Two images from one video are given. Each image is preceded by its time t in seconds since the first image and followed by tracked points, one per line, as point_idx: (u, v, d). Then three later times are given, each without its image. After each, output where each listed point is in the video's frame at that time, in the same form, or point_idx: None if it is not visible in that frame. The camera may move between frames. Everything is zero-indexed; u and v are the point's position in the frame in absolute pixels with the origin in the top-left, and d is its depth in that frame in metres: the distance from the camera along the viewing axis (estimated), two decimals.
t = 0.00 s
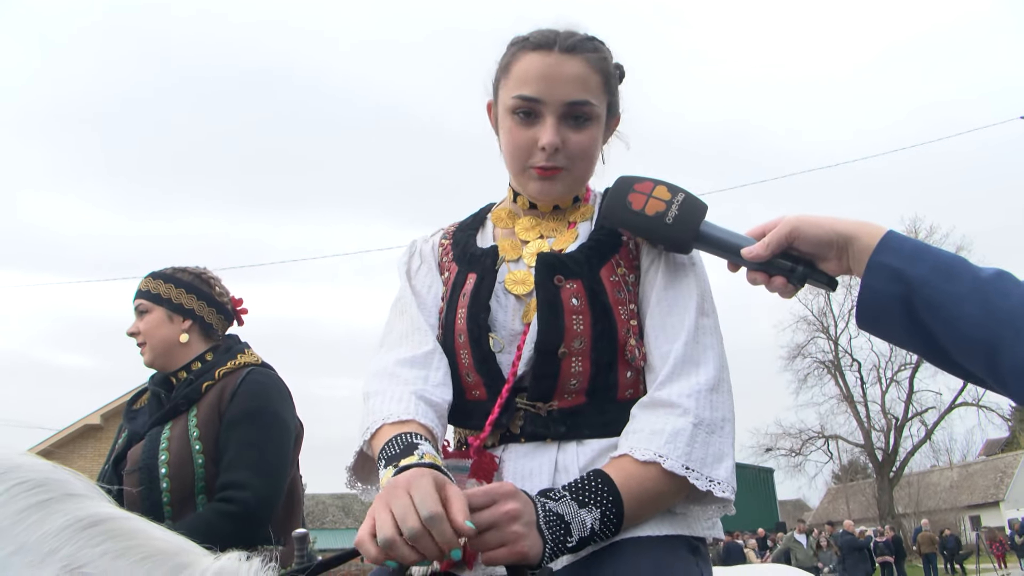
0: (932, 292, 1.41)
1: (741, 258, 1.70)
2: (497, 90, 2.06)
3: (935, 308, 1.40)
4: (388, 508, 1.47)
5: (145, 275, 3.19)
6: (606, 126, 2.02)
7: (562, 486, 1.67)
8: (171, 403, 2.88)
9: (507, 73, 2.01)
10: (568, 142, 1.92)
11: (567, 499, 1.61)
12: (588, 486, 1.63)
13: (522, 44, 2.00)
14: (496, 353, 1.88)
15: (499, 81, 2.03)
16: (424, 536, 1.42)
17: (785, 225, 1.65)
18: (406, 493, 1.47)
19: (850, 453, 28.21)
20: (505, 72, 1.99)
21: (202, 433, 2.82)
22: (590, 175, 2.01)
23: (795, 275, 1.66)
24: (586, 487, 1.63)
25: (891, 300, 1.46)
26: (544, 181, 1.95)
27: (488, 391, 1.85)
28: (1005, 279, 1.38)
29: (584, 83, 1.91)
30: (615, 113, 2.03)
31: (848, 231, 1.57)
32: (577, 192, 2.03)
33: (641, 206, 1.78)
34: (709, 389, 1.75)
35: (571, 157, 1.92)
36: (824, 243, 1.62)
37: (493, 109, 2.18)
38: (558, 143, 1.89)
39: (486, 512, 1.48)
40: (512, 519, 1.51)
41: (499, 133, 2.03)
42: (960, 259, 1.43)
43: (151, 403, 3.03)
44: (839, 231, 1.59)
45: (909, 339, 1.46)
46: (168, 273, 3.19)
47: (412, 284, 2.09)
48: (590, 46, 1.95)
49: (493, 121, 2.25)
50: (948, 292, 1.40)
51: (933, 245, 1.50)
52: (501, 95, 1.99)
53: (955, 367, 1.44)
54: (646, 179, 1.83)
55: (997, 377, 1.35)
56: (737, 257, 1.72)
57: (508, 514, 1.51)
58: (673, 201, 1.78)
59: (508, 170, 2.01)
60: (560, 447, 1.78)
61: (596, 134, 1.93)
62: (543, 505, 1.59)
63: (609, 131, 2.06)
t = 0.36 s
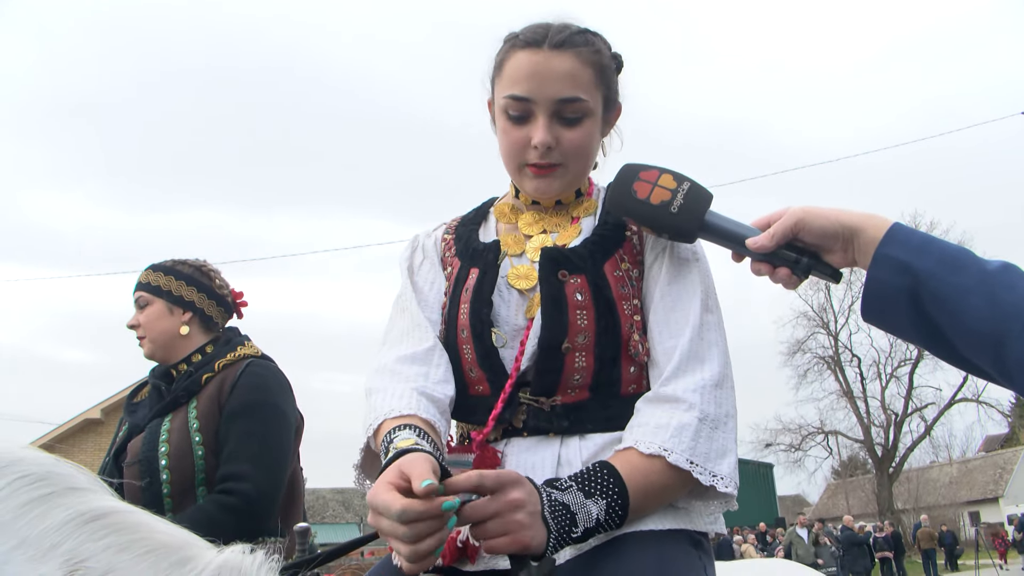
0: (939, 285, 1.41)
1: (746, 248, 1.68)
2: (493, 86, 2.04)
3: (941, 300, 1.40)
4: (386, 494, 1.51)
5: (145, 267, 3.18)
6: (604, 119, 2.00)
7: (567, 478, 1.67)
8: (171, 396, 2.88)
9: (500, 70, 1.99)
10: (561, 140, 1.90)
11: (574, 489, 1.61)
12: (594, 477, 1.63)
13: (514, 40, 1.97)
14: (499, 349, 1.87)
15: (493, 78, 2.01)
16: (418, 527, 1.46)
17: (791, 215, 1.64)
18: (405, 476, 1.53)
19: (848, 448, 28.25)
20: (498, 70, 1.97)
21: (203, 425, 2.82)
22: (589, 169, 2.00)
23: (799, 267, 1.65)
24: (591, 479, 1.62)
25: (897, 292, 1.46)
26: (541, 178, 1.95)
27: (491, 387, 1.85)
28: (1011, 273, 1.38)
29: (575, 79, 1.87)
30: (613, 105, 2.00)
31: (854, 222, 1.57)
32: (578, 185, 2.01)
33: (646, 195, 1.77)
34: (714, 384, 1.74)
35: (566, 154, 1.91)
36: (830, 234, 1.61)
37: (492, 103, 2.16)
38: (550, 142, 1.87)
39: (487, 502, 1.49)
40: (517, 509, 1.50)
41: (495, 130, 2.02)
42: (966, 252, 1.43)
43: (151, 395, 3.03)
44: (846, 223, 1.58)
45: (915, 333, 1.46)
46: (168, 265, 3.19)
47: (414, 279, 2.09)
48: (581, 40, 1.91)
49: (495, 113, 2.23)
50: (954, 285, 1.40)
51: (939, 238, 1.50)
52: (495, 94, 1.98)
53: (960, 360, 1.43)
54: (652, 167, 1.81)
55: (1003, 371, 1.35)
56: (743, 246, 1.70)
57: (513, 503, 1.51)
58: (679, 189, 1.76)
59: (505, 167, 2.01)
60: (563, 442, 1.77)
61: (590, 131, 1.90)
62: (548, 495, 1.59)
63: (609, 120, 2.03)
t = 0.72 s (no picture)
0: (940, 283, 1.41)
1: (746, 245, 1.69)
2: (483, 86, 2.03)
3: (942, 298, 1.40)
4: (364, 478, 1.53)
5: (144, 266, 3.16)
6: (597, 116, 1.99)
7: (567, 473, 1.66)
8: (170, 397, 2.87)
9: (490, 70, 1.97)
10: (552, 141, 1.89)
11: (572, 485, 1.60)
12: (593, 472, 1.62)
13: (502, 40, 1.96)
14: (495, 348, 1.86)
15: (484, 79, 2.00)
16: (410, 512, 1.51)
17: (791, 213, 1.64)
18: (383, 464, 1.54)
19: (845, 446, 28.30)
20: (487, 71, 1.96)
21: (202, 426, 2.82)
22: (583, 167, 1.99)
23: (799, 264, 1.65)
24: (591, 474, 1.61)
25: (898, 290, 1.46)
26: (535, 179, 1.95)
27: (489, 386, 1.85)
28: (1013, 270, 1.38)
29: (565, 78, 1.86)
30: (605, 101, 1.99)
31: (854, 220, 1.57)
32: (573, 183, 2.01)
33: (645, 190, 1.77)
34: (712, 381, 1.74)
35: (559, 154, 1.91)
36: (830, 232, 1.61)
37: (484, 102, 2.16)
38: (542, 143, 1.87)
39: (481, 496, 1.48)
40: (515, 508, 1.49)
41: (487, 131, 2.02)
42: (968, 250, 1.43)
43: (149, 395, 3.02)
44: (846, 221, 1.59)
45: (917, 330, 1.46)
46: (167, 264, 3.18)
47: (409, 283, 2.10)
48: (569, 38, 1.90)
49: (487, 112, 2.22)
50: (955, 283, 1.40)
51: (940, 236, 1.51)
52: (485, 95, 1.97)
53: (962, 358, 1.44)
54: (652, 165, 1.81)
55: (1005, 369, 1.35)
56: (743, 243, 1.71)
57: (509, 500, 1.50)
58: (678, 184, 1.76)
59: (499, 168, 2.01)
60: (561, 440, 1.77)
61: (582, 130, 1.90)
62: (548, 491, 1.57)
63: (602, 116, 2.02)
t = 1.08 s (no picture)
0: (940, 274, 1.41)
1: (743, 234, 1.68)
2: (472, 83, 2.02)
3: (941, 289, 1.40)
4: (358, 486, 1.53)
5: (159, 253, 3.15)
6: (589, 108, 1.98)
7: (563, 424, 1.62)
8: (167, 390, 2.87)
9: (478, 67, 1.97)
10: (545, 136, 1.89)
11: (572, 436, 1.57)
12: (593, 426, 1.61)
13: (488, 36, 1.95)
14: (486, 342, 1.85)
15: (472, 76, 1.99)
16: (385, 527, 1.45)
17: (790, 203, 1.64)
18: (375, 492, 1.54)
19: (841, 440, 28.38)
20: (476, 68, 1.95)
21: (198, 420, 2.81)
22: (578, 159, 1.99)
23: (796, 254, 1.64)
24: (591, 427, 1.60)
25: (898, 281, 1.46)
26: (530, 174, 1.94)
27: (485, 380, 1.82)
28: (1013, 260, 1.39)
29: (554, 73, 1.85)
30: (597, 92, 1.98)
31: (853, 211, 1.57)
32: (569, 176, 2.00)
33: (642, 179, 1.76)
34: (713, 370, 1.73)
35: (552, 149, 1.90)
36: (829, 223, 1.61)
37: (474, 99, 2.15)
38: (534, 139, 1.86)
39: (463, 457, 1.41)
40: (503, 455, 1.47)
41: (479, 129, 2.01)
42: (967, 240, 1.44)
43: (146, 389, 3.02)
44: (846, 211, 1.59)
45: (917, 322, 1.46)
46: (186, 256, 3.21)
47: (393, 286, 2.08)
48: (556, 32, 1.89)
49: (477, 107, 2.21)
50: (956, 273, 1.40)
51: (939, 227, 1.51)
52: (475, 93, 1.96)
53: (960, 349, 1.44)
54: (650, 153, 1.81)
55: (1005, 359, 1.36)
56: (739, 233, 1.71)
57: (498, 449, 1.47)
58: (675, 175, 1.76)
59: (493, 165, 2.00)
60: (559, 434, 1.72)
61: (574, 123, 1.89)
62: (547, 439, 1.52)
63: (594, 107, 2.01)
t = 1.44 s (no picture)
0: (942, 264, 1.42)
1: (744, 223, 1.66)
2: (464, 77, 2.01)
3: (944, 278, 1.41)
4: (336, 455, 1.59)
5: (163, 242, 3.15)
6: (583, 99, 1.98)
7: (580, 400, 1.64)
8: (166, 381, 2.87)
9: (470, 61, 1.95)
10: (543, 130, 1.88)
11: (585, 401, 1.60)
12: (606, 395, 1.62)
13: (481, 30, 1.93)
14: (476, 333, 1.83)
15: (465, 70, 1.98)
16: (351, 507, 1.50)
17: (791, 191, 1.62)
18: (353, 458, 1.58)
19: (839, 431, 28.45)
20: (469, 63, 1.94)
21: (198, 411, 2.82)
22: (573, 152, 1.99)
23: (798, 243, 1.63)
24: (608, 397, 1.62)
25: (900, 270, 1.46)
26: (527, 169, 1.94)
27: (478, 370, 1.80)
28: (1015, 250, 1.39)
29: (551, 66, 1.85)
30: (590, 83, 1.98)
31: (855, 200, 1.57)
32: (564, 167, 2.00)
33: (644, 166, 1.76)
34: (725, 359, 1.73)
35: (550, 143, 1.90)
36: (831, 212, 1.60)
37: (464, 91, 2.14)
38: (533, 134, 1.86)
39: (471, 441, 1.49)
40: (524, 428, 1.47)
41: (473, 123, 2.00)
42: (970, 230, 1.44)
43: (146, 380, 3.02)
44: (847, 200, 1.58)
45: (919, 313, 1.46)
46: (188, 246, 3.21)
47: (383, 282, 2.06)
48: (551, 24, 1.88)
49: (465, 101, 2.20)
50: (958, 263, 1.40)
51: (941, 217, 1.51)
52: (469, 87, 1.95)
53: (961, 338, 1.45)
54: (651, 141, 1.81)
55: (1007, 349, 1.36)
56: (740, 221, 1.69)
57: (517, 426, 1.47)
58: (677, 162, 1.74)
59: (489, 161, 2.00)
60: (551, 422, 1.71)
61: (571, 117, 1.89)
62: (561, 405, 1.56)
63: (587, 98, 2.01)
